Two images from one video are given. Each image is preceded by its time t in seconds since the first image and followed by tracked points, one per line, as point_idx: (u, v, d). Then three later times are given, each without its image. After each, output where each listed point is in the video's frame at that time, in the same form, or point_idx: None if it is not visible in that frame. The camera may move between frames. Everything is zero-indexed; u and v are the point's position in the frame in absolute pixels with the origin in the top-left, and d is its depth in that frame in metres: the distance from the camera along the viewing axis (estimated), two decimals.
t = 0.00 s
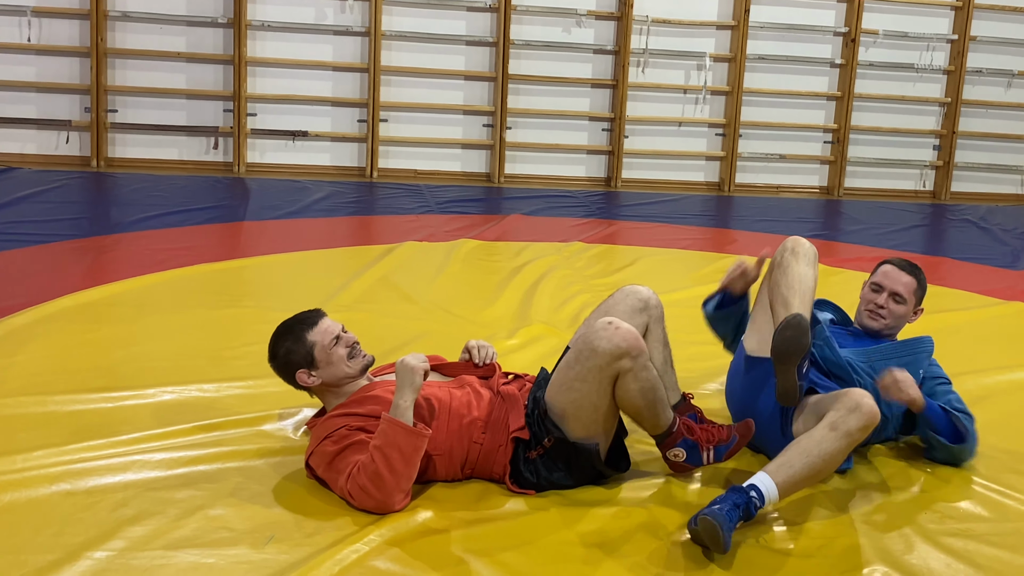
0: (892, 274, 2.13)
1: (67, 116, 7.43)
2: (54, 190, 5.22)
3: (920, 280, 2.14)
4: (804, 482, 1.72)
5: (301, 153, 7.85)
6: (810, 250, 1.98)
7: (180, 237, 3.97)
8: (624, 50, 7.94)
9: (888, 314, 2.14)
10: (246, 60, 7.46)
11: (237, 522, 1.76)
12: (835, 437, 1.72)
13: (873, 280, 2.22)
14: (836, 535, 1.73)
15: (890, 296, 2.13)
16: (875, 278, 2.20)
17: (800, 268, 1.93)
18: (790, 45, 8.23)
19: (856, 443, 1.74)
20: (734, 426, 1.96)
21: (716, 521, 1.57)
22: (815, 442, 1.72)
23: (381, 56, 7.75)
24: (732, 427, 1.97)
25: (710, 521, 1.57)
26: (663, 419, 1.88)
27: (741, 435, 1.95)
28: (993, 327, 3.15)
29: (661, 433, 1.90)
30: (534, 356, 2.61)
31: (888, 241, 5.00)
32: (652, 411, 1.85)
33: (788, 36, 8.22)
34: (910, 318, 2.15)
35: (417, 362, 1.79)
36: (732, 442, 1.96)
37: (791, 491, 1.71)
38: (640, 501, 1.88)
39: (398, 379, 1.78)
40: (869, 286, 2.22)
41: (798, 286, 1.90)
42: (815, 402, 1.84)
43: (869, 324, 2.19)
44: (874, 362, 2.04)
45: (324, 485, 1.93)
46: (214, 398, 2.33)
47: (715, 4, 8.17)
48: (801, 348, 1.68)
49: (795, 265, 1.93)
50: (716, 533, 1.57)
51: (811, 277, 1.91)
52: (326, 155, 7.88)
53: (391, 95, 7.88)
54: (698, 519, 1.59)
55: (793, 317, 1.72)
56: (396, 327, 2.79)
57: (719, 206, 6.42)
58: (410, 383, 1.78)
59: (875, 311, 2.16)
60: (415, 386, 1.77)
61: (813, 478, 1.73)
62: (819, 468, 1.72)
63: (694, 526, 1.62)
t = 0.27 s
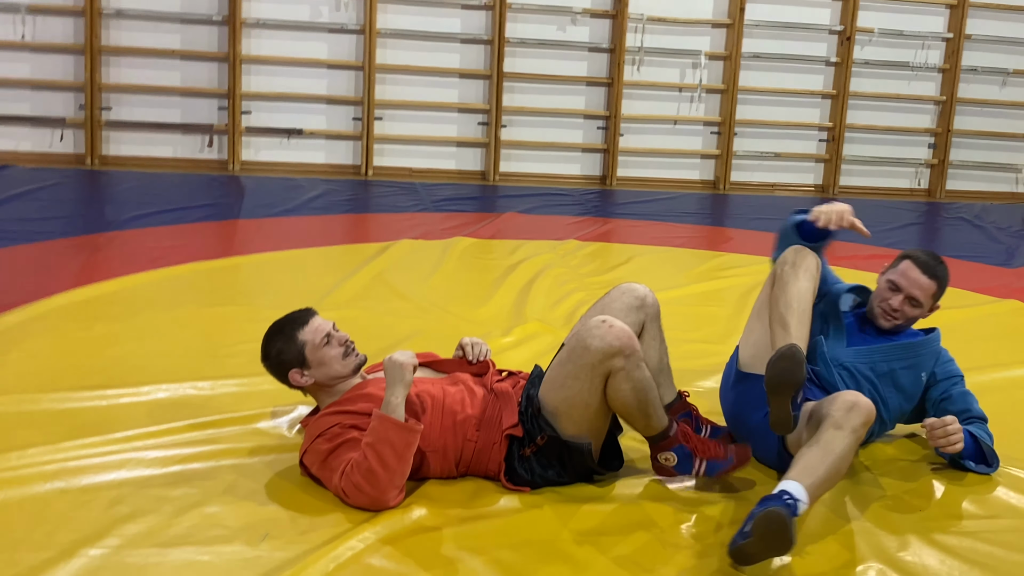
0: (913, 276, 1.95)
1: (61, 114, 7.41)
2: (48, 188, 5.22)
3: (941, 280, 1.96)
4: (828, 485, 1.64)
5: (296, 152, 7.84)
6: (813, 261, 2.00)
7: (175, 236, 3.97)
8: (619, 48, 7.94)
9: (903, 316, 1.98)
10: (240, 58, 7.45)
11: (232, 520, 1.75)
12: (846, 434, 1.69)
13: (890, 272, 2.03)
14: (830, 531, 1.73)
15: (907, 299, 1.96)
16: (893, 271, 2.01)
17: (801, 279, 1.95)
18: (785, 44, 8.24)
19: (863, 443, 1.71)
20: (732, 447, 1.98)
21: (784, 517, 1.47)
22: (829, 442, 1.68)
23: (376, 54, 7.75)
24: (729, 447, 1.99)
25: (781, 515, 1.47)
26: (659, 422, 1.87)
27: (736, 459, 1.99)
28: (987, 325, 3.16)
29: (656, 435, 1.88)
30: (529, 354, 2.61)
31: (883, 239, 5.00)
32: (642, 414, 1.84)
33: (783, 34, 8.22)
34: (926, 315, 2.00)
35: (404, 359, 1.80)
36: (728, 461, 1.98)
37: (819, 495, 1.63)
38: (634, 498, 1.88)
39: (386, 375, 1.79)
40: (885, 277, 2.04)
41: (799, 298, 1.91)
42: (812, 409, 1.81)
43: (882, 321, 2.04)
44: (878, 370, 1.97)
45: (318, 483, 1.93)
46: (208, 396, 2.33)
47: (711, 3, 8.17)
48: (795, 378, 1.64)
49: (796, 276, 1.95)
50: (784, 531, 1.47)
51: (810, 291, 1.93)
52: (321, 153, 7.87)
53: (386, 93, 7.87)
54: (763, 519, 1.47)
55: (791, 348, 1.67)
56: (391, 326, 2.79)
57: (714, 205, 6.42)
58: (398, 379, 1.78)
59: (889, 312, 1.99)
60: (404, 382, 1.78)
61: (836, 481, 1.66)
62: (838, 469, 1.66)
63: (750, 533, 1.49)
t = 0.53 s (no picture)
0: (937, 287, 1.74)
1: (55, 112, 7.40)
2: (42, 186, 5.21)
3: (970, 288, 1.75)
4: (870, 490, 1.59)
5: (290, 150, 7.83)
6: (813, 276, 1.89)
7: (169, 234, 3.96)
8: (615, 47, 7.94)
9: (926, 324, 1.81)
10: (235, 56, 7.44)
11: (226, 519, 1.75)
12: (882, 439, 1.64)
13: (915, 270, 1.82)
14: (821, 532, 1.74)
15: (930, 310, 1.77)
16: (917, 271, 1.80)
17: (800, 302, 1.87)
18: (780, 42, 8.25)
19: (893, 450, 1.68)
20: (727, 477, 1.88)
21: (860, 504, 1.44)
22: (865, 445, 1.63)
23: (371, 53, 7.74)
24: (725, 475, 1.89)
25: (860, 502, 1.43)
26: (660, 437, 1.86)
27: (733, 491, 1.88)
28: (981, 324, 3.17)
29: (655, 449, 1.87)
30: (524, 353, 2.61)
31: (877, 238, 5.01)
32: (646, 425, 1.83)
33: (778, 33, 8.23)
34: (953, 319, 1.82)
35: (405, 359, 1.79)
36: (723, 490, 1.87)
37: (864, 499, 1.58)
38: (628, 498, 1.88)
39: (384, 373, 1.79)
40: (908, 275, 1.83)
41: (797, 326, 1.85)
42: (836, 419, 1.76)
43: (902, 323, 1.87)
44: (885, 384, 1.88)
45: (311, 483, 1.93)
46: (202, 395, 2.33)
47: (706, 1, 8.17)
48: (806, 420, 1.61)
49: (794, 299, 1.87)
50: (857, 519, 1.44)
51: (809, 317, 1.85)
52: (315, 152, 7.87)
53: (380, 92, 7.85)
54: (838, 506, 1.43)
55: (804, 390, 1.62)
56: (386, 325, 2.79)
57: (709, 203, 6.43)
58: (395, 378, 1.78)
59: (911, 321, 1.81)
60: (400, 380, 1.78)
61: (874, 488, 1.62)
62: (878, 474, 1.61)
63: (817, 525, 1.44)
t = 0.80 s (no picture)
0: (970, 317, 1.62)
1: (49, 111, 7.38)
2: (36, 185, 5.19)
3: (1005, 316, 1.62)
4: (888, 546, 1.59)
5: (285, 149, 7.82)
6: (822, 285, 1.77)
7: (163, 233, 3.96)
8: (610, 45, 7.94)
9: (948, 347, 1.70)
10: (229, 55, 7.43)
11: (219, 519, 1.75)
12: (900, 500, 1.63)
13: (950, 288, 1.70)
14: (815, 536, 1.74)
15: (958, 335, 1.66)
16: (951, 293, 1.68)
17: (810, 315, 1.75)
18: (775, 41, 8.25)
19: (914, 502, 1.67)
20: (722, 477, 1.90)
21: None
22: (886, 505, 1.62)
23: (365, 51, 7.73)
24: (720, 475, 1.90)
25: None
26: (656, 434, 1.85)
27: (727, 490, 1.88)
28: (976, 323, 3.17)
29: (650, 447, 1.87)
30: (519, 352, 2.61)
31: (872, 237, 5.02)
32: (642, 422, 1.82)
33: (773, 32, 8.23)
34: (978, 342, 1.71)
35: (416, 369, 1.78)
36: (718, 489, 1.88)
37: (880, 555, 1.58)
38: (622, 498, 1.88)
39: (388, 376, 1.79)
40: (943, 291, 1.72)
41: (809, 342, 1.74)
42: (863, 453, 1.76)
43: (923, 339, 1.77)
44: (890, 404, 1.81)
45: (304, 482, 1.92)
46: (196, 394, 2.33)
47: None
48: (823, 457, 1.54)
49: (803, 312, 1.76)
50: None
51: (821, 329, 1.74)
52: (310, 151, 7.85)
53: (375, 90, 7.84)
54: None
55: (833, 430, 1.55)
56: (380, 324, 2.78)
57: (703, 202, 6.43)
58: (394, 381, 1.78)
59: (932, 339, 1.71)
60: (398, 382, 1.77)
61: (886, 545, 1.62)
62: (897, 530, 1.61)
63: None
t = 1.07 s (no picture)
0: (993, 355, 1.58)
1: (44, 109, 7.38)
2: (32, 183, 5.19)
3: None
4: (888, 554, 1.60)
5: (281, 146, 7.81)
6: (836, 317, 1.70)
7: (159, 231, 3.95)
8: (606, 43, 7.94)
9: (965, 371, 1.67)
10: (224, 52, 7.42)
11: (214, 516, 1.75)
12: (904, 513, 1.63)
13: (979, 316, 1.64)
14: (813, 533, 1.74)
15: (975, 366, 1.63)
16: (979, 323, 1.62)
17: (821, 348, 1.70)
18: (772, 39, 8.25)
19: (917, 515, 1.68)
20: (717, 473, 1.91)
21: None
22: (890, 515, 1.62)
23: (361, 49, 7.72)
24: (714, 471, 1.91)
25: None
26: (651, 433, 1.85)
27: (723, 487, 1.89)
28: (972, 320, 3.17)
29: (645, 446, 1.87)
30: (514, 350, 2.61)
31: (868, 234, 5.03)
32: (636, 423, 1.82)
33: (769, 29, 8.24)
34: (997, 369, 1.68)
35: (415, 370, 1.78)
36: (713, 486, 1.89)
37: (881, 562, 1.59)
38: (618, 495, 1.88)
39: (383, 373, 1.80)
40: (971, 317, 1.66)
41: (819, 376, 1.69)
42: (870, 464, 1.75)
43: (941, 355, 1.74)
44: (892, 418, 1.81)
45: (300, 479, 1.92)
46: (191, 391, 2.32)
47: None
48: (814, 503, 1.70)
49: (814, 345, 1.70)
50: None
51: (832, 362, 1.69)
52: (305, 148, 7.85)
53: (371, 87, 7.84)
54: None
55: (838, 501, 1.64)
56: (376, 322, 2.78)
57: (699, 200, 6.43)
58: (389, 378, 1.78)
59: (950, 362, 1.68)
60: (393, 380, 1.78)
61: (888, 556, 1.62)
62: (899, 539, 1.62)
63: None
